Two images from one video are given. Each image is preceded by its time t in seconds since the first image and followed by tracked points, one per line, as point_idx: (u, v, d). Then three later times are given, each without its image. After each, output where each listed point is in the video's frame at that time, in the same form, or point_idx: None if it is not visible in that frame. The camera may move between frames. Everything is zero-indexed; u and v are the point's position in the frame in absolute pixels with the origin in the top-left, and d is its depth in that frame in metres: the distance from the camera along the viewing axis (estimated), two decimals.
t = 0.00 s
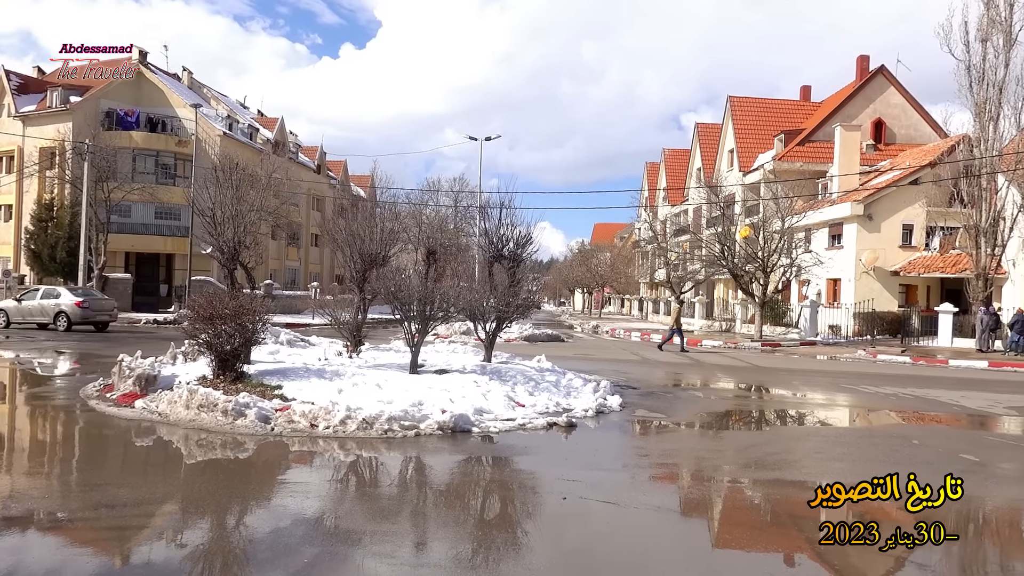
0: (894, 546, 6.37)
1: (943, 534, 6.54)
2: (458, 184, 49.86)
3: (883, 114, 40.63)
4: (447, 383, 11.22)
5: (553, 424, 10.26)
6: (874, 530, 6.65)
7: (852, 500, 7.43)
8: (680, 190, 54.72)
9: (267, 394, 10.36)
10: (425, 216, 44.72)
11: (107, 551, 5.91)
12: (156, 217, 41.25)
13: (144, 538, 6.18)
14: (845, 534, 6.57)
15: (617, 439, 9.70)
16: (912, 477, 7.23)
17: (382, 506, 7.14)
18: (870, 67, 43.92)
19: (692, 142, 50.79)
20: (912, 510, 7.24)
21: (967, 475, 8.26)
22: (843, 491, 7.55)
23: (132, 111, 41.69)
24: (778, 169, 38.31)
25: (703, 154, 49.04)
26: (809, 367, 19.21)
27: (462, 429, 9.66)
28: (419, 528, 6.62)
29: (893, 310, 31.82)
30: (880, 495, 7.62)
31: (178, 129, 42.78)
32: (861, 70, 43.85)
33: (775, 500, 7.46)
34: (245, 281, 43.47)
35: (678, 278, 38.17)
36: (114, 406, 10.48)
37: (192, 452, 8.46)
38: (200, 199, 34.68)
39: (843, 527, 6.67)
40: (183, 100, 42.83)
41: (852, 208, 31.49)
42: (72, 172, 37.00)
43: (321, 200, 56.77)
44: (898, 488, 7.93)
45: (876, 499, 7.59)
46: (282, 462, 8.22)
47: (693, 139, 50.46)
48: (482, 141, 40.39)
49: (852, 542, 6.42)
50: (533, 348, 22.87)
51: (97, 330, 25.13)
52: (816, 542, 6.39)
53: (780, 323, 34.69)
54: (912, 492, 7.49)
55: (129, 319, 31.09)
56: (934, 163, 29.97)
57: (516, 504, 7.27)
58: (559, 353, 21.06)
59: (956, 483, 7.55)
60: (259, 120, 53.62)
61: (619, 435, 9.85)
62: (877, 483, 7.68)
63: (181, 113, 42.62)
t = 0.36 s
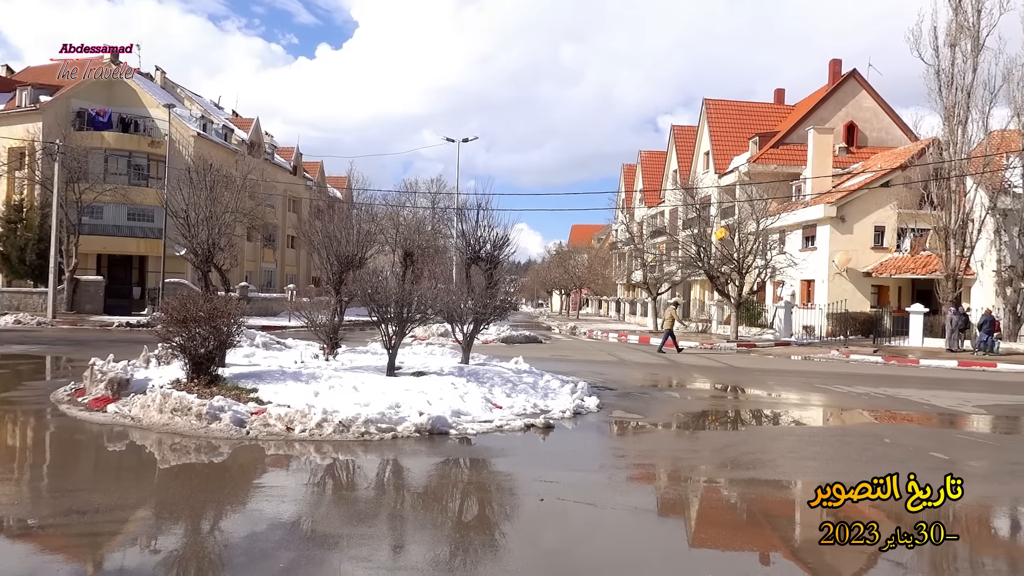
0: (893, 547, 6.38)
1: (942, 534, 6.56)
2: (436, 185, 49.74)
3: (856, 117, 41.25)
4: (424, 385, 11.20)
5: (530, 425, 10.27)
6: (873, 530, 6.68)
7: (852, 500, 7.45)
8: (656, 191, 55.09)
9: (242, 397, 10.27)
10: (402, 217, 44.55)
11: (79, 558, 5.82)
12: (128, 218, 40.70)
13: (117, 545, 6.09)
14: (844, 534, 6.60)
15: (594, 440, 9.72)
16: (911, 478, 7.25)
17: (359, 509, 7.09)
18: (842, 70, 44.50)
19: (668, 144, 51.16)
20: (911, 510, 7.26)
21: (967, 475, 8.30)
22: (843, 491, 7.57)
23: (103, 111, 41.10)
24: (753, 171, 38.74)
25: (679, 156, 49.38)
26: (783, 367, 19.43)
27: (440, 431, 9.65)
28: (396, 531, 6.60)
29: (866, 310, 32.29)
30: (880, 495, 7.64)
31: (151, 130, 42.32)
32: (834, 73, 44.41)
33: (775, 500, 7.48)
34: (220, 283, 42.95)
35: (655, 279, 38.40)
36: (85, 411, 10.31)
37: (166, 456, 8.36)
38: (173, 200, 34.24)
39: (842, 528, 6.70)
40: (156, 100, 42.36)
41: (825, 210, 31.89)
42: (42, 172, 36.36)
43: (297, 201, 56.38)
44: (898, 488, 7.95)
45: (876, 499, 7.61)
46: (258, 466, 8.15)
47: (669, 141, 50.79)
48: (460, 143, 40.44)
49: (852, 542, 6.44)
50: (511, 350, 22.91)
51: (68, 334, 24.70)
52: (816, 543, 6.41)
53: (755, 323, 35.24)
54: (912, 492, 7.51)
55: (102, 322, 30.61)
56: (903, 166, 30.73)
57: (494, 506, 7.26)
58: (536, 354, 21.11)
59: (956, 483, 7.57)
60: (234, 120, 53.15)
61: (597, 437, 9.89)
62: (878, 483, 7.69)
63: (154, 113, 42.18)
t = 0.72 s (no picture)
0: (893, 546, 6.43)
1: (942, 534, 6.60)
2: (414, 187, 49.55)
3: (830, 121, 41.76)
4: (402, 388, 11.16)
5: (508, 427, 10.27)
6: (873, 530, 6.73)
7: (852, 500, 7.52)
8: (634, 193, 55.45)
9: (217, 401, 10.17)
10: (381, 219, 44.38)
11: (51, 564, 5.73)
12: (101, 220, 40.19)
13: (91, 551, 6.00)
14: (844, 534, 6.65)
15: (572, 441, 9.74)
16: (911, 478, 7.32)
17: (336, 513, 7.05)
18: (817, 75, 45.06)
19: (647, 147, 51.45)
20: (911, 510, 7.32)
21: (967, 476, 8.39)
22: (843, 491, 7.64)
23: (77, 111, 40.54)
24: (729, 174, 39.14)
25: (657, 158, 49.71)
26: (759, 369, 19.63)
27: (418, 433, 9.61)
28: (373, 534, 6.57)
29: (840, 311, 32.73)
30: (880, 495, 7.72)
31: (125, 130, 41.94)
32: (809, 78, 44.96)
33: (773, 501, 7.53)
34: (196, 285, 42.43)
35: (633, 281, 38.60)
36: (57, 416, 10.14)
37: (139, 461, 8.25)
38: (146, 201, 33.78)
39: (842, 528, 6.75)
40: (130, 100, 41.96)
41: (800, 212, 32.25)
42: (13, 173, 35.74)
43: (274, 203, 56.03)
44: (899, 488, 8.03)
45: (876, 499, 7.69)
46: (234, 470, 8.08)
47: (647, 144, 51.08)
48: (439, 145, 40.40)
49: (852, 542, 6.50)
50: (490, 352, 22.94)
51: (38, 338, 24.26)
52: (816, 543, 6.46)
53: (732, 324, 35.81)
54: (912, 492, 7.58)
55: (75, 325, 30.16)
56: (877, 169, 31.50)
57: (474, 509, 7.25)
58: (516, 356, 21.15)
59: (956, 484, 7.64)
60: (210, 121, 52.67)
61: (576, 438, 9.92)
62: (878, 483, 7.77)
63: (128, 113, 41.84)
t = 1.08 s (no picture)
0: (893, 546, 6.44)
1: (943, 534, 6.60)
2: (391, 187, 49.27)
3: (804, 124, 42.22)
4: (379, 388, 11.11)
5: (485, 428, 10.26)
6: (874, 530, 6.74)
7: (853, 500, 7.56)
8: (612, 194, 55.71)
9: (191, 402, 10.07)
10: (358, 220, 44.14)
11: (21, 569, 5.64)
12: (73, 220, 39.60)
13: (62, 555, 5.90)
14: (844, 534, 6.66)
15: (549, 441, 9.76)
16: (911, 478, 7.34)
17: (312, 515, 7.00)
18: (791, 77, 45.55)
19: (624, 148, 51.66)
20: (912, 510, 7.34)
21: (968, 475, 8.44)
22: (843, 491, 7.68)
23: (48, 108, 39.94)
24: (706, 175, 39.48)
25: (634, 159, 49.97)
26: (734, 368, 19.82)
27: (395, 434, 9.58)
28: (349, 535, 6.54)
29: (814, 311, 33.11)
30: (880, 495, 7.76)
31: (96, 128, 41.35)
32: (783, 80, 45.43)
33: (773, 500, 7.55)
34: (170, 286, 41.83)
35: (611, 281, 38.77)
36: (27, 418, 9.99)
37: (111, 464, 8.14)
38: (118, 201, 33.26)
39: (842, 528, 6.77)
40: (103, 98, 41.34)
41: (775, 213, 32.56)
42: None
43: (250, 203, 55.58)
44: (899, 488, 8.07)
45: (876, 499, 7.73)
46: (209, 472, 8.00)
47: (625, 145, 51.32)
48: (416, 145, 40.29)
49: (852, 542, 6.51)
50: (467, 352, 22.94)
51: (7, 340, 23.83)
52: (816, 542, 6.47)
53: (709, 324, 36.10)
54: (912, 492, 7.61)
55: (47, 326, 29.66)
56: (849, 171, 31.92)
57: (452, 510, 7.22)
58: (494, 356, 21.19)
59: (956, 483, 7.67)
60: (185, 119, 52.08)
61: (554, 438, 9.94)
62: (878, 483, 7.81)
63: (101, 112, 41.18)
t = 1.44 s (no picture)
0: (893, 546, 6.44)
1: (942, 534, 6.60)
2: (366, 187, 49.00)
3: (777, 125, 42.71)
4: (353, 389, 11.07)
5: (460, 428, 10.26)
6: (873, 530, 6.74)
7: (853, 500, 7.59)
8: (588, 194, 55.88)
9: (162, 403, 9.96)
10: (333, 220, 43.84)
11: None
12: (41, 219, 38.87)
13: (30, 560, 5.80)
14: (844, 534, 6.68)
15: (524, 441, 9.77)
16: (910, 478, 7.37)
17: (286, 516, 6.95)
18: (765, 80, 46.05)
19: (600, 148, 51.85)
20: (912, 510, 7.36)
21: (967, 475, 8.50)
22: (843, 491, 7.71)
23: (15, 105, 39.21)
24: (680, 176, 39.74)
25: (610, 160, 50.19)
26: (707, 367, 20.01)
27: (369, 435, 9.55)
28: (323, 536, 6.50)
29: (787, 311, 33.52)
30: (880, 495, 7.79)
31: (65, 125, 40.67)
32: (757, 82, 45.90)
33: (773, 500, 7.57)
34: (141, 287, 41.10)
35: (587, 282, 38.92)
36: None
37: (80, 466, 8.02)
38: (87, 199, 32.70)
39: (842, 528, 6.78)
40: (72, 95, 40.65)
41: (748, 214, 32.89)
42: None
43: (223, 202, 55.00)
44: (899, 488, 8.10)
45: (876, 499, 7.76)
46: (181, 475, 7.91)
47: (601, 145, 51.51)
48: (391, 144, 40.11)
49: (852, 542, 6.52)
50: (442, 352, 22.93)
51: None
52: (817, 542, 6.49)
53: (683, 324, 36.42)
54: (912, 492, 7.64)
55: (14, 326, 29.08)
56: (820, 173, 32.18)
57: (428, 510, 7.21)
58: (469, 356, 21.20)
59: (956, 483, 7.68)
60: (157, 117, 51.39)
61: (530, 438, 9.96)
62: (878, 483, 7.84)
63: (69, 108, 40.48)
